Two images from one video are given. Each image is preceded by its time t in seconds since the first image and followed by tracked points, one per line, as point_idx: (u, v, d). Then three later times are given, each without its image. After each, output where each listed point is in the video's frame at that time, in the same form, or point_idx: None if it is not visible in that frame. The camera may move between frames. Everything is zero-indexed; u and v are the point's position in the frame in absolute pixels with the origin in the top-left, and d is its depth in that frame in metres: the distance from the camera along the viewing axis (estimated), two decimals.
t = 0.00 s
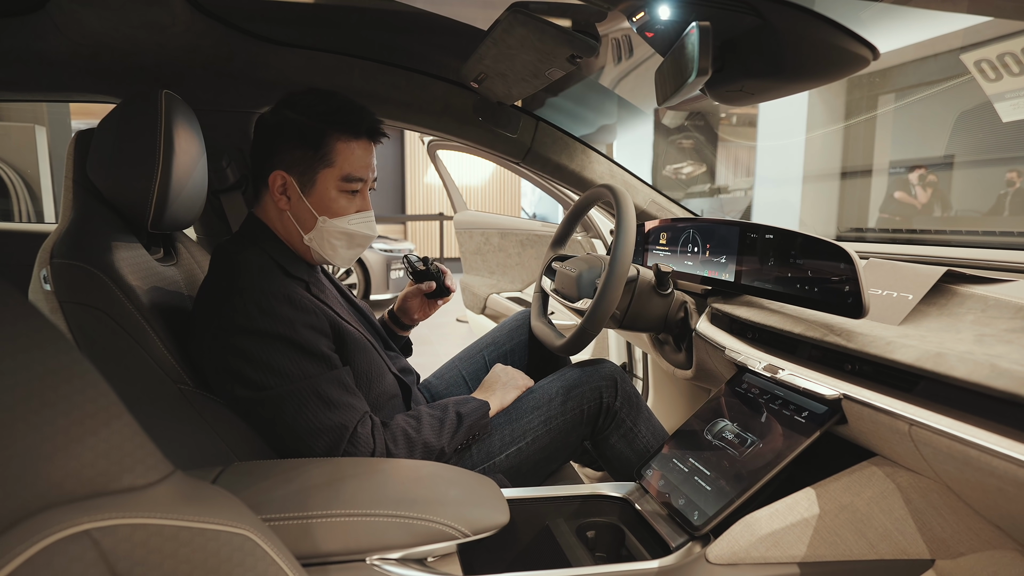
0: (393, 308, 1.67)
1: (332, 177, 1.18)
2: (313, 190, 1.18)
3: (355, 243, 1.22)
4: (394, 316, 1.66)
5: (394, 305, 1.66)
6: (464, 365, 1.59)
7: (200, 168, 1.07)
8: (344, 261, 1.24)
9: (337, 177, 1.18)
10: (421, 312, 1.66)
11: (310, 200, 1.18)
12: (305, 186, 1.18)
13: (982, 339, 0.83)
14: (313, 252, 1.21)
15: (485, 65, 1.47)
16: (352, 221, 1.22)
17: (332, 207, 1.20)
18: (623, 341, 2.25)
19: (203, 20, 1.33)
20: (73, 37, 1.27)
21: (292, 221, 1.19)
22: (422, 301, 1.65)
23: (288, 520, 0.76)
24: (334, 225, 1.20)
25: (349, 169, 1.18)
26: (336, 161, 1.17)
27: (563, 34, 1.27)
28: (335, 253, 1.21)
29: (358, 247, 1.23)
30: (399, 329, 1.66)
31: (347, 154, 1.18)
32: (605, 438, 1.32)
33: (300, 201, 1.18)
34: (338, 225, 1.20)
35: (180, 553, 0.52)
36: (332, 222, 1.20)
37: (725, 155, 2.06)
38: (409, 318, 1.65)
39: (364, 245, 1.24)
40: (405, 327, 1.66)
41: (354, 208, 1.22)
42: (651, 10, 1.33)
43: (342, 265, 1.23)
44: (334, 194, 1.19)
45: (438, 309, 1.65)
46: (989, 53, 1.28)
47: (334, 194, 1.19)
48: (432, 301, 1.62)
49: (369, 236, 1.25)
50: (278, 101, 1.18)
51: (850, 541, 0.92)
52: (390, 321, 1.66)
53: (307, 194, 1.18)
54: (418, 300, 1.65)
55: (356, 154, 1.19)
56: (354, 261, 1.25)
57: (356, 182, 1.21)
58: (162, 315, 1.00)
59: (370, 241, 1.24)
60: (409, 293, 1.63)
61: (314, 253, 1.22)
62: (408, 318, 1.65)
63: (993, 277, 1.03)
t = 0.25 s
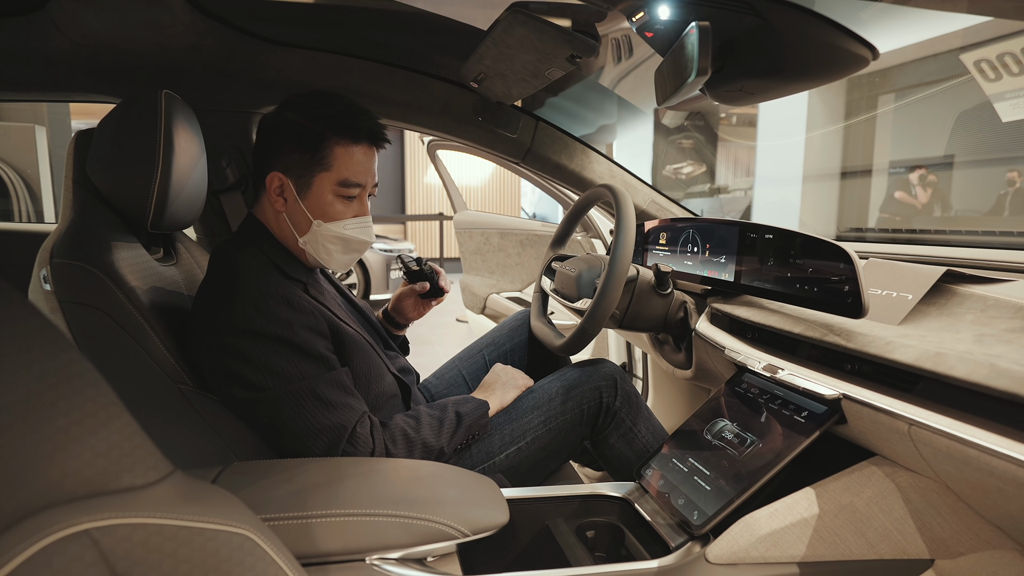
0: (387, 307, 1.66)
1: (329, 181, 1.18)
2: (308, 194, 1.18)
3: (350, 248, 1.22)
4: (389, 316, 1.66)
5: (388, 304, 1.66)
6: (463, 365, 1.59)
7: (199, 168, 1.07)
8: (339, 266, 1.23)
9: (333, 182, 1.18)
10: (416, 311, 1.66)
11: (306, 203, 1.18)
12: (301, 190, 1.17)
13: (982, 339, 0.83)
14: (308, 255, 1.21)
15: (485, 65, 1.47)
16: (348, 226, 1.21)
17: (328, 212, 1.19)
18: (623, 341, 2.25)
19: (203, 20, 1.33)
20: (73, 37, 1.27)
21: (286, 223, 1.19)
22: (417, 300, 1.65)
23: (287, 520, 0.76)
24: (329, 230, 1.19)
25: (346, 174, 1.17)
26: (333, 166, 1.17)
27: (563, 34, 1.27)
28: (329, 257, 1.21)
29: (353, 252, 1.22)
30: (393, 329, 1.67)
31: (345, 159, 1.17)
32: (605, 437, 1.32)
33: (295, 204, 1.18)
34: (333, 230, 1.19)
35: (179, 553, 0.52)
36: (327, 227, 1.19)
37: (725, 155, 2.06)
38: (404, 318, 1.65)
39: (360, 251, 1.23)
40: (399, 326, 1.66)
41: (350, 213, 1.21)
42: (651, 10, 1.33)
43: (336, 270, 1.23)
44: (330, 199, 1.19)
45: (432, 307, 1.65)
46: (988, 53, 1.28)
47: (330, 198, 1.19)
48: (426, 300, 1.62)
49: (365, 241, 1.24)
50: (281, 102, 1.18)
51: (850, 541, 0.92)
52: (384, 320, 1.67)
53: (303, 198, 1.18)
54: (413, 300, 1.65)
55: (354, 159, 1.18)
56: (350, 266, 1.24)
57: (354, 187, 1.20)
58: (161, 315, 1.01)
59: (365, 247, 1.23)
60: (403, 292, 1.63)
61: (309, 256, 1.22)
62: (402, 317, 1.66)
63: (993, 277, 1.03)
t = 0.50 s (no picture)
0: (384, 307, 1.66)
1: (329, 184, 1.17)
2: (309, 196, 1.18)
3: (350, 251, 1.22)
4: (385, 317, 1.66)
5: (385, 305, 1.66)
6: (462, 365, 1.59)
7: (198, 168, 1.07)
8: (339, 268, 1.23)
9: (333, 184, 1.18)
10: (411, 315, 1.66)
11: (306, 206, 1.18)
12: (301, 192, 1.17)
13: (980, 339, 0.84)
14: (308, 258, 1.21)
15: (484, 65, 1.47)
16: (348, 229, 1.21)
17: (328, 214, 1.19)
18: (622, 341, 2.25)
19: (202, 20, 1.33)
20: (72, 38, 1.27)
21: (286, 225, 1.19)
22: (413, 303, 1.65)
23: (285, 520, 0.76)
24: (329, 232, 1.19)
25: (347, 177, 1.17)
26: (334, 168, 1.16)
27: (562, 34, 1.27)
28: (329, 260, 1.20)
29: (353, 255, 1.22)
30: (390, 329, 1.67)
31: (346, 161, 1.17)
32: (603, 437, 1.32)
33: (295, 206, 1.18)
34: (332, 233, 1.19)
35: (177, 554, 0.52)
36: (326, 230, 1.19)
37: (725, 156, 2.07)
38: (399, 320, 1.65)
39: (361, 254, 1.23)
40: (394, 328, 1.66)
41: (350, 216, 1.21)
42: (650, 10, 1.33)
43: (336, 272, 1.23)
44: (330, 201, 1.18)
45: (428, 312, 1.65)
46: (988, 53, 1.28)
47: (330, 201, 1.19)
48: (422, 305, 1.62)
49: (365, 244, 1.24)
50: (284, 103, 1.18)
51: (848, 541, 0.92)
52: (381, 320, 1.67)
53: (303, 200, 1.18)
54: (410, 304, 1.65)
55: (355, 162, 1.18)
56: (349, 269, 1.24)
57: (354, 190, 1.20)
58: (160, 317, 1.01)
59: (366, 250, 1.23)
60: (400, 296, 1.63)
61: (308, 258, 1.22)
62: (398, 319, 1.66)
63: (992, 277, 1.02)
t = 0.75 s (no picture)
0: (384, 306, 1.66)
1: (329, 180, 1.18)
2: (309, 194, 1.18)
3: (353, 245, 1.23)
4: (385, 316, 1.66)
5: (385, 304, 1.66)
6: (462, 365, 1.59)
7: (196, 167, 1.07)
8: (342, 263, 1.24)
9: (333, 181, 1.18)
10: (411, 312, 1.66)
11: (307, 204, 1.18)
12: (302, 190, 1.17)
13: (979, 340, 0.84)
14: (312, 255, 1.22)
15: (483, 65, 1.47)
16: (350, 224, 1.22)
17: (329, 211, 1.19)
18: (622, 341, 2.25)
19: (200, 20, 1.33)
20: (70, 38, 1.27)
21: (288, 225, 1.19)
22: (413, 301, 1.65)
23: (284, 520, 0.76)
24: (332, 229, 1.20)
25: (347, 172, 1.17)
26: (333, 164, 1.17)
27: (561, 34, 1.27)
28: (334, 256, 1.21)
29: (356, 249, 1.23)
30: (390, 328, 1.67)
31: (343, 157, 1.17)
32: (603, 437, 1.32)
33: (297, 205, 1.18)
34: (335, 228, 1.20)
35: (175, 553, 0.52)
36: (329, 226, 1.20)
37: (725, 155, 2.07)
38: (399, 318, 1.65)
39: (363, 247, 1.24)
40: (394, 327, 1.66)
41: (351, 211, 1.22)
42: (648, 10, 1.34)
43: (340, 267, 1.24)
44: (331, 198, 1.19)
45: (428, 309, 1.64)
46: (987, 54, 1.27)
47: (331, 197, 1.19)
48: (421, 301, 1.62)
49: (367, 238, 1.25)
50: (271, 102, 1.16)
51: (846, 541, 0.92)
52: (381, 319, 1.67)
53: (304, 198, 1.18)
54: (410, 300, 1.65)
55: (353, 156, 1.18)
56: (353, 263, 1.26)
57: (353, 183, 1.21)
58: (159, 316, 1.00)
59: (368, 243, 1.24)
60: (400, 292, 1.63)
61: (313, 255, 1.22)
62: (398, 317, 1.65)
63: (991, 278, 1.02)
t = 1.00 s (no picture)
0: (384, 305, 1.66)
1: (328, 172, 1.19)
2: (308, 187, 1.19)
3: (354, 235, 1.24)
4: (384, 314, 1.66)
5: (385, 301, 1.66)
6: (461, 364, 1.59)
7: (196, 166, 1.07)
8: (342, 255, 1.25)
9: (331, 172, 1.19)
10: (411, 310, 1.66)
11: (307, 198, 1.19)
12: (301, 185, 1.18)
13: (979, 340, 0.83)
14: (314, 249, 1.22)
15: (482, 65, 1.47)
16: (350, 214, 1.23)
17: (328, 202, 1.20)
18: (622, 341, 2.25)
19: (199, 19, 1.33)
20: (70, 37, 1.27)
21: (289, 221, 1.20)
22: (413, 299, 1.65)
23: (283, 520, 0.76)
24: (333, 220, 1.21)
25: (344, 162, 1.19)
26: (330, 156, 1.18)
27: (561, 34, 1.27)
28: (335, 247, 1.22)
29: (356, 239, 1.25)
30: (390, 326, 1.66)
31: (339, 148, 1.18)
32: (603, 438, 1.32)
33: (297, 201, 1.18)
34: (336, 219, 1.21)
35: (173, 553, 0.52)
36: (330, 218, 1.20)
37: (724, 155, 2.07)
38: (400, 316, 1.65)
39: (362, 237, 1.26)
40: (394, 325, 1.66)
41: (350, 202, 1.23)
42: (648, 10, 1.34)
43: (341, 259, 1.25)
44: (331, 189, 1.20)
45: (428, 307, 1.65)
46: (987, 54, 1.27)
47: (330, 188, 1.20)
48: (422, 299, 1.62)
49: (366, 227, 1.27)
50: (258, 100, 1.16)
51: (846, 541, 0.93)
52: (381, 317, 1.66)
53: (303, 192, 1.18)
54: (410, 299, 1.65)
55: (349, 146, 1.19)
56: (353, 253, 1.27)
57: (349, 173, 1.22)
58: (158, 315, 1.00)
59: (367, 232, 1.26)
60: (400, 291, 1.63)
61: (314, 249, 1.23)
62: (398, 315, 1.65)
63: (991, 278, 1.02)
